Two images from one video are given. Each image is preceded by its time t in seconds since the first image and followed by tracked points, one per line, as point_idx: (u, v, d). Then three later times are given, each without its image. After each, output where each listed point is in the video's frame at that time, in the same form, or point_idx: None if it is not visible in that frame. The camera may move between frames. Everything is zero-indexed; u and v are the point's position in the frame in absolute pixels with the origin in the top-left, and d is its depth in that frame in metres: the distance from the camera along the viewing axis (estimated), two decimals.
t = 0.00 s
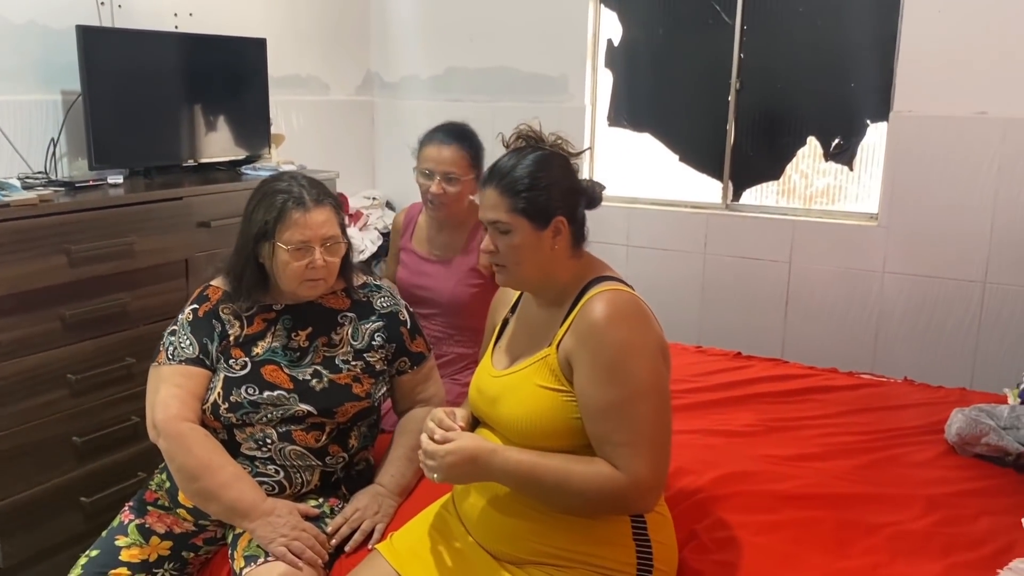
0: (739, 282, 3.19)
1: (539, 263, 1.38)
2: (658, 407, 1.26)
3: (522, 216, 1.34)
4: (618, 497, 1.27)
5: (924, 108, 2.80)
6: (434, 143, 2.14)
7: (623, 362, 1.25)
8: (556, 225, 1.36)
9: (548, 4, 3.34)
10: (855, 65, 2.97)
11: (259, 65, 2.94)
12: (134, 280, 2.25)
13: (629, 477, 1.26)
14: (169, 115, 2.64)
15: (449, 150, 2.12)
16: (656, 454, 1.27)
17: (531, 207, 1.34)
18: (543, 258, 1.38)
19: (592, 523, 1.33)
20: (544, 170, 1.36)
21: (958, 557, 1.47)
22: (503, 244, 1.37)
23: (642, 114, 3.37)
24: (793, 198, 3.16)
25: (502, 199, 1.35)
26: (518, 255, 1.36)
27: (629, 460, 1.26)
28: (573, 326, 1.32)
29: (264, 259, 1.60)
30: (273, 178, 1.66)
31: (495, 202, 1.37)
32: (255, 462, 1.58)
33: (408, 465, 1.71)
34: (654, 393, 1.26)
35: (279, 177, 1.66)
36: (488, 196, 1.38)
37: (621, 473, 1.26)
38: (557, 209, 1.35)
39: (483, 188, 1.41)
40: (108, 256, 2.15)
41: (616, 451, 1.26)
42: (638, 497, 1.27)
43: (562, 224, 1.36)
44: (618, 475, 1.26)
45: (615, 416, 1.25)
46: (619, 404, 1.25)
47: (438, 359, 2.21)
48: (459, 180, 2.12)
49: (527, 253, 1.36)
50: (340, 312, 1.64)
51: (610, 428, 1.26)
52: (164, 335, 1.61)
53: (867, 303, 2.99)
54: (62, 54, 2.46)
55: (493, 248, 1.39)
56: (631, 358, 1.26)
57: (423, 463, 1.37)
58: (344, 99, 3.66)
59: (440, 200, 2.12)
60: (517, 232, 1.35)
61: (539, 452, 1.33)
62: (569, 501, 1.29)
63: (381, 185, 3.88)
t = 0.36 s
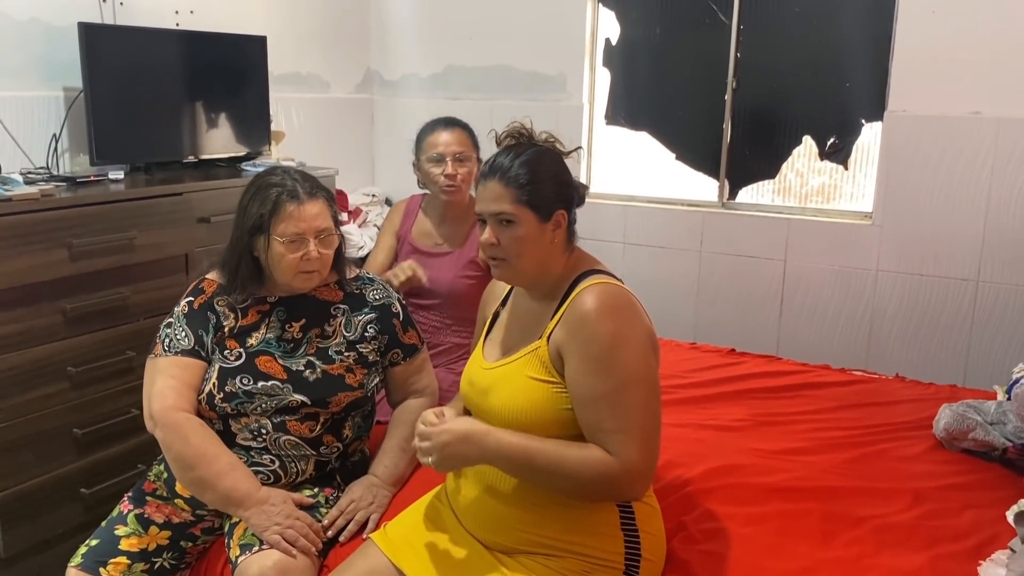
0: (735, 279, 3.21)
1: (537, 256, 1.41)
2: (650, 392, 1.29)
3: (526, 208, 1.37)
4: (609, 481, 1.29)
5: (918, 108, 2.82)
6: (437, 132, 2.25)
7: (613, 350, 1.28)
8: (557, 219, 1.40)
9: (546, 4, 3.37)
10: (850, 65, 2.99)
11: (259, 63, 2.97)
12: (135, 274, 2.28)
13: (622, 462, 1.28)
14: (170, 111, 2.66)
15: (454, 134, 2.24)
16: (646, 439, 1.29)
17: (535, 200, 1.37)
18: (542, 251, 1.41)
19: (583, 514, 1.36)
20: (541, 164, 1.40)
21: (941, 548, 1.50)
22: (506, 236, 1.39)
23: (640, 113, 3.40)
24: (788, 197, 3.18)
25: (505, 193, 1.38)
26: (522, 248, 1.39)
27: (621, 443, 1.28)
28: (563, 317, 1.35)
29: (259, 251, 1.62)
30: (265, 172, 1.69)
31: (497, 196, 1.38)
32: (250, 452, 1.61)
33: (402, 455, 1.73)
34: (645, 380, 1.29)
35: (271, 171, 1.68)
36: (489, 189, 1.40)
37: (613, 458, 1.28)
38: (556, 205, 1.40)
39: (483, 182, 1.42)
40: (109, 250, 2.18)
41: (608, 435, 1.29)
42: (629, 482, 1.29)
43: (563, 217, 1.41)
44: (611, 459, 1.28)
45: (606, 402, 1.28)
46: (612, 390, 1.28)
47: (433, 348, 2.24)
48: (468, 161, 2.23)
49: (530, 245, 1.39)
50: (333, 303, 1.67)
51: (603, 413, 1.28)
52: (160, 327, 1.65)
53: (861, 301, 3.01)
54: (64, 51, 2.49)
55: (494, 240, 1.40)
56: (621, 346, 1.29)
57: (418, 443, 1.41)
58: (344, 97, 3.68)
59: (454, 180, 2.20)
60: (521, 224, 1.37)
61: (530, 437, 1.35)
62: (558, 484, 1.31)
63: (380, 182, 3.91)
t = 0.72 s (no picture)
0: (738, 279, 3.20)
1: (560, 247, 1.41)
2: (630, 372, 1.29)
3: (552, 198, 1.37)
4: (563, 412, 1.22)
5: (923, 107, 2.81)
6: (460, 136, 2.26)
7: (619, 320, 1.30)
8: (579, 212, 1.41)
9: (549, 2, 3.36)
10: (854, 63, 2.99)
11: (263, 60, 2.97)
12: (138, 271, 2.27)
13: (582, 404, 1.24)
14: (174, 108, 2.66)
15: (477, 137, 2.25)
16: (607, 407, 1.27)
17: (560, 191, 1.37)
18: (564, 243, 1.41)
19: (586, 508, 1.35)
20: (565, 155, 1.40)
21: (948, 548, 1.49)
22: (530, 226, 1.38)
23: (643, 111, 3.39)
24: (792, 196, 3.18)
25: (532, 179, 1.37)
26: (546, 239, 1.38)
27: (589, 388, 1.25)
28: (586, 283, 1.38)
29: (265, 248, 1.61)
30: (271, 168, 1.68)
31: (524, 183, 1.37)
32: (254, 450, 1.60)
33: (406, 451, 1.73)
34: (630, 365, 1.30)
35: (276, 168, 1.67)
36: (514, 177, 1.38)
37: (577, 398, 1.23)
38: (580, 197, 1.40)
39: (506, 171, 1.41)
40: (112, 247, 2.17)
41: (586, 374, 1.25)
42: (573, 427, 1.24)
43: (585, 210, 1.42)
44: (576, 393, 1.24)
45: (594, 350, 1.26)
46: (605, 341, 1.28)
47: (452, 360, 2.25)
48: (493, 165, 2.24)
49: (553, 236, 1.39)
50: (337, 300, 1.67)
51: (585, 356, 1.27)
52: (162, 324, 1.64)
53: (865, 300, 3.00)
54: (68, 47, 2.48)
55: (518, 230, 1.39)
56: (627, 323, 1.30)
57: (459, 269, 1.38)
58: (347, 95, 3.68)
59: (480, 185, 2.21)
60: (546, 213, 1.37)
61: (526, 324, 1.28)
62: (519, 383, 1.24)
63: (383, 180, 3.90)
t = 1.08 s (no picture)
0: (747, 281, 3.15)
1: (569, 248, 1.35)
2: (615, 388, 1.23)
3: (563, 194, 1.32)
4: (528, 410, 1.22)
5: (939, 105, 2.75)
6: (470, 134, 2.20)
7: (620, 330, 1.23)
8: (592, 212, 1.34)
9: None
10: (867, 61, 2.93)
11: (264, 57, 2.91)
12: (137, 273, 2.22)
13: (546, 405, 1.21)
14: (173, 106, 2.60)
15: (489, 137, 2.19)
16: (579, 417, 1.21)
17: (572, 188, 1.32)
18: (574, 244, 1.35)
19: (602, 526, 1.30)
20: (583, 153, 1.34)
21: (977, 563, 1.43)
22: (541, 225, 1.33)
23: (651, 110, 3.33)
24: (803, 196, 3.11)
25: (544, 174, 1.32)
26: (556, 238, 1.33)
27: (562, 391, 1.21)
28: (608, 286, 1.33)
29: (276, 247, 1.56)
30: (271, 167, 1.63)
31: (535, 177, 1.33)
32: (254, 462, 1.55)
33: (411, 461, 1.68)
34: (620, 381, 1.23)
35: (278, 168, 1.63)
36: (527, 172, 1.34)
37: (542, 397, 1.21)
38: (596, 196, 1.34)
39: (519, 168, 1.36)
40: (110, 249, 2.11)
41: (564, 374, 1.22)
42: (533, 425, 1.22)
43: (599, 211, 1.35)
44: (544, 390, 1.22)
45: (585, 352, 1.22)
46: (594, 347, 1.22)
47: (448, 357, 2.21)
48: (505, 167, 2.19)
49: (563, 235, 1.34)
50: (336, 304, 1.62)
51: (571, 357, 1.22)
52: (155, 332, 1.58)
53: (877, 302, 2.95)
54: (65, 44, 2.43)
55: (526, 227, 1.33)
56: (627, 336, 1.24)
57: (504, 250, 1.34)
58: (350, 93, 3.63)
59: (488, 188, 2.17)
60: (555, 212, 1.32)
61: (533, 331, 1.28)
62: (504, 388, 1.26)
63: (386, 180, 3.85)
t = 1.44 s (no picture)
0: (763, 285, 3.06)
1: (591, 259, 1.27)
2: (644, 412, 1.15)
3: (585, 202, 1.23)
4: (555, 440, 1.13)
5: (963, 104, 2.67)
6: (467, 133, 2.13)
7: (647, 348, 1.15)
8: (616, 221, 1.26)
9: None
10: (888, 59, 2.84)
11: (267, 55, 2.83)
12: (136, 278, 2.14)
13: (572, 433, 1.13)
14: (173, 105, 2.52)
15: (484, 138, 2.11)
16: (609, 444, 1.13)
17: (595, 196, 1.24)
18: (596, 255, 1.27)
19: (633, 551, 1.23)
20: (606, 157, 1.26)
21: None
22: (560, 233, 1.25)
23: (664, 109, 3.24)
24: (821, 198, 3.03)
25: (564, 180, 1.23)
26: (577, 248, 1.25)
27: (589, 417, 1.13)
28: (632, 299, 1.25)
29: (282, 252, 1.47)
30: (273, 167, 1.54)
31: (555, 183, 1.24)
32: (257, 482, 1.48)
33: (422, 476, 1.60)
34: (648, 404, 1.15)
35: (280, 168, 1.54)
36: (548, 177, 1.25)
37: (569, 425, 1.13)
38: (620, 204, 1.26)
39: (537, 171, 1.27)
40: (108, 254, 2.03)
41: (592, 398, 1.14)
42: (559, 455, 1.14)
43: (623, 219, 1.27)
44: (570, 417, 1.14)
45: (611, 373, 1.14)
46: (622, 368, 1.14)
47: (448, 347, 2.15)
48: (496, 170, 2.10)
49: (586, 245, 1.25)
50: (340, 314, 1.54)
51: (597, 381, 1.14)
52: (148, 346, 1.48)
53: (898, 307, 2.86)
54: (61, 41, 2.35)
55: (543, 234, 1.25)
56: (655, 354, 1.16)
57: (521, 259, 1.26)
58: (354, 92, 3.54)
59: (478, 190, 2.09)
60: (578, 220, 1.24)
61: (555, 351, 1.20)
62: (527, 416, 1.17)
63: (391, 181, 3.77)
